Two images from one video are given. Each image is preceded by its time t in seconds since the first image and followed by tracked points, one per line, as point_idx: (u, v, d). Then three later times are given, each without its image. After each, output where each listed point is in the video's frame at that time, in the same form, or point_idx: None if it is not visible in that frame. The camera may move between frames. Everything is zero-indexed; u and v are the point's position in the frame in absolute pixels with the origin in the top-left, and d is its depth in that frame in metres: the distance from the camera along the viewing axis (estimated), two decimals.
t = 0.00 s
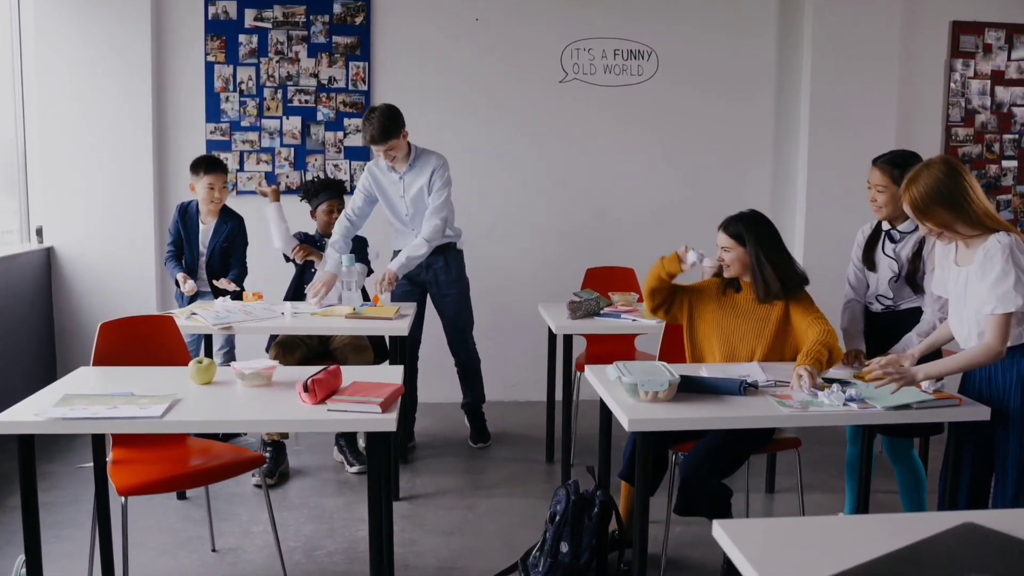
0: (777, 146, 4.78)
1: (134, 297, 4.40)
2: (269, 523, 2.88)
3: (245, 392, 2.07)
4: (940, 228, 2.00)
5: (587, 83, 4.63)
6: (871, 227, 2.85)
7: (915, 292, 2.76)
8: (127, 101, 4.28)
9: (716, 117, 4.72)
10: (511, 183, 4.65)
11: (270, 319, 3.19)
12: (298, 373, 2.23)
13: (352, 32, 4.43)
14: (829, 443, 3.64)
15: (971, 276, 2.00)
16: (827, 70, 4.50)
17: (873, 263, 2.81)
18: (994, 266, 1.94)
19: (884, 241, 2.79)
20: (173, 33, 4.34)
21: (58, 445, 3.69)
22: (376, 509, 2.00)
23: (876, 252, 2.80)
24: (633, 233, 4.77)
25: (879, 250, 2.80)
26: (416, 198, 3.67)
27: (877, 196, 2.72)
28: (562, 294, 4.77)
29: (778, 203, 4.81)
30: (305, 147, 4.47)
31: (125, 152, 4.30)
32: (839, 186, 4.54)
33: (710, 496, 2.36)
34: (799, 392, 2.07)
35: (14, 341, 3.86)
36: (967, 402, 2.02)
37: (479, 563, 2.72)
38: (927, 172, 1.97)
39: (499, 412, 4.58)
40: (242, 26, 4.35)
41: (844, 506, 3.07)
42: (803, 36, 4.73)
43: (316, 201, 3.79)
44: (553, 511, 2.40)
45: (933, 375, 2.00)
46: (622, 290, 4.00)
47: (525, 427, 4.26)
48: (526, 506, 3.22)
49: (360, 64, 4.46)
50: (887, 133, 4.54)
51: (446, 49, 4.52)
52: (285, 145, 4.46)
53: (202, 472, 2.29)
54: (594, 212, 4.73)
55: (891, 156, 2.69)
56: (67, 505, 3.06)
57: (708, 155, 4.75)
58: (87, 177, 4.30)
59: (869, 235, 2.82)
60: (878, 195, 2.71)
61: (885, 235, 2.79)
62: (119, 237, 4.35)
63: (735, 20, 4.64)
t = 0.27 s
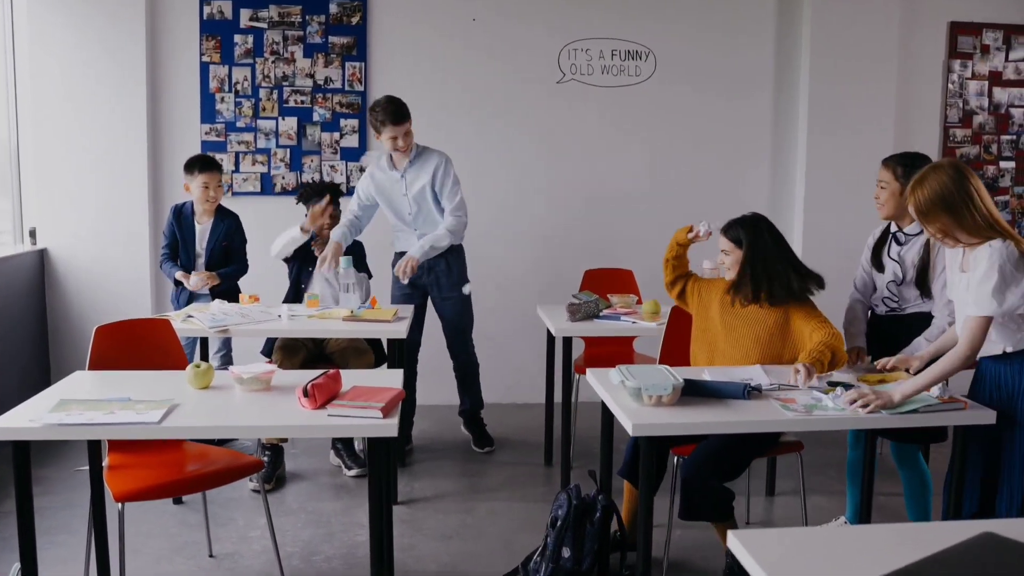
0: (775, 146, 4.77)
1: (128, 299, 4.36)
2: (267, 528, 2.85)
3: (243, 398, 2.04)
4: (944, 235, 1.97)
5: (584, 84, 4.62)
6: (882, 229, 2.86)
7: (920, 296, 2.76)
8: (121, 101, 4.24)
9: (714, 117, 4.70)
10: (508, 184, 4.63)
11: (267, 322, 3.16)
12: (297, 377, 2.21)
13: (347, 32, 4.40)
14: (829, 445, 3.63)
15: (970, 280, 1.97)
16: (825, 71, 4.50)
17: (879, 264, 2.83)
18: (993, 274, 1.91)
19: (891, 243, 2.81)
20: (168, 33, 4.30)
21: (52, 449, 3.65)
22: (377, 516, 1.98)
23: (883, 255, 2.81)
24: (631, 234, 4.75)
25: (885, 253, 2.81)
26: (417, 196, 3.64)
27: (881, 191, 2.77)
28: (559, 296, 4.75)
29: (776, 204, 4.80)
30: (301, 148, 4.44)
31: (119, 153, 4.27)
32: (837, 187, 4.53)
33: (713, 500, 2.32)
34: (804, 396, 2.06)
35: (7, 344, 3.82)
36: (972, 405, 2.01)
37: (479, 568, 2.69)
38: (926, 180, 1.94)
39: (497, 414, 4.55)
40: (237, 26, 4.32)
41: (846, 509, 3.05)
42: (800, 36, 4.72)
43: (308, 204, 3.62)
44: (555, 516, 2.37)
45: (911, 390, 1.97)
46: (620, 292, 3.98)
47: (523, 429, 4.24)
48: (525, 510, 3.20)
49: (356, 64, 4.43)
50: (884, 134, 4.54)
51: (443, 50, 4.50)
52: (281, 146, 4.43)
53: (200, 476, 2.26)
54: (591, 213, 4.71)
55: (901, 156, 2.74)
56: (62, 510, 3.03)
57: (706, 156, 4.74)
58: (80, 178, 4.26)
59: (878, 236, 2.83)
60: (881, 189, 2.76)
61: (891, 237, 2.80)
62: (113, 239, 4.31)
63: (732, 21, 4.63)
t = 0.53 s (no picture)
0: (772, 147, 4.76)
1: (122, 302, 4.32)
2: (265, 534, 2.82)
3: (243, 404, 2.01)
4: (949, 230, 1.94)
5: (581, 85, 4.60)
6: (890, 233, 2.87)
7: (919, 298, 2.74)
8: (114, 103, 4.20)
9: (711, 118, 4.69)
10: (505, 186, 4.61)
11: (264, 325, 3.13)
12: (296, 383, 2.18)
13: (343, 33, 4.37)
14: (828, 449, 3.62)
15: (975, 285, 1.95)
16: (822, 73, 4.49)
17: (881, 265, 2.84)
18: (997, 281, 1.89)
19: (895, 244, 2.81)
20: (162, 33, 4.26)
21: (46, 454, 3.61)
22: (379, 525, 1.95)
23: (886, 256, 2.82)
24: (628, 235, 4.74)
25: (887, 255, 2.82)
26: (430, 190, 3.66)
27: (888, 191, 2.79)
28: (557, 298, 4.73)
29: (773, 206, 4.80)
30: (297, 150, 4.41)
31: (112, 155, 4.23)
32: (834, 189, 4.52)
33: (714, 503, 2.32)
34: (809, 401, 2.04)
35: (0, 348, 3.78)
36: (978, 410, 2.00)
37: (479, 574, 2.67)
38: (939, 171, 1.92)
39: (494, 417, 4.53)
40: (231, 27, 4.28)
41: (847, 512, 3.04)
42: (798, 37, 4.71)
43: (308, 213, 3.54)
44: (557, 522, 2.35)
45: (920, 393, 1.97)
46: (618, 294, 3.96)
47: (521, 433, 4.21)
48: (525, 514, 3.18)
49: (352, 65, 4.40)
50: (882, 136, 4.53)
51: (439, 50, 4.47)
52: (277, 147, 4.39)
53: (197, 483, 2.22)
54: (589, 214, 4.70)
55: (911, 156, 2.75)
56: (56, 516, 2.99)
57: (703, 157, 4.72)
58: (73, 180, 4.21)
59: (883, 241, 2.84)
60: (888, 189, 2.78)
61: (896, 241, 2.81)
62: (106, 241, 4.27)
63: (730, 22, 4.62)
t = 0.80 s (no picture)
0: (769, 149, 4.75)
1: (115, 305, 4.27)
2: (262, 542, 2.79)
3: (242, 412, 1.99)
4: (961, 227, 1.95)
5: (578, 86, 4.58)
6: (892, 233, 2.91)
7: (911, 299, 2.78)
8: (107, 104, 4.16)
9: (707, 120, 4.68)
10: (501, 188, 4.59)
11: (260, 330, 3.10)
12: (296, 390, 2.15)
13: (338, 34, 4.34)
14: (827, 452, 3.61)
15: (983, 291, 1.94)
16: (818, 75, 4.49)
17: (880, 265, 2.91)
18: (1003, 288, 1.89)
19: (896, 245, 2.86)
20: (155, 34, 4.23)
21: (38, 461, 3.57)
22: (381, 534, 1.93)
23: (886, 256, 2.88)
24: (624, 238, 4.72)
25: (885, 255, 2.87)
26: (444, 186, 3.67)
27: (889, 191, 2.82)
28: (553, 300, 4.71)
29: (769, 208, 4.80)
30: (291, 152, 4.38)
31: (104, 157, 4.18)
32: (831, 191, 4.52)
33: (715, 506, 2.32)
34: (814, 407, 2.03)
35: None
36: (982, 415, 1.98)
37: None
38: (960, 168, 1.93)
39: (491, 420, 4.51)
40: (225, 28, 4.25)
41: (846, 516, 3.03)
42: (794, 39, 4.71)
43: (305, 218, 3.52)
44: (559, 528, 2.33)
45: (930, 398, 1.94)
46: (615, 297, 3.95)
47: (518, 437, 4.19)
48: (524, 520, 3.16)
49: (347, 66, 4.37)
50: (878, 138, 4.53)
51: (435, 52, 4.45)
52: (271, 149, 4.36)
53: (193, 491, 2.19)
54: (585, 217, 4.68)
55: (912, 157, 2.78)
56: (50, 524, 2.95)
57: (700, 159, 4.71)
58: (65, 183, 4.17)
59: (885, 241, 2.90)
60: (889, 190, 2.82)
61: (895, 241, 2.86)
62: (99, 244, 4.23)
63: (726, 23, 4.61)
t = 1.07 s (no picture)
0: (764, 151, 4.75)
1: (107, 308, 4.23)
2: (259, 548, 2.76)
3: (241, 419, 1.96)
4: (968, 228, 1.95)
5: (573, 88, 4.57)
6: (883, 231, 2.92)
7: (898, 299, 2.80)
8: (99, 106, 4.12)
9: (703, 121, 4.68)
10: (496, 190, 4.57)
11: (256, 334, 3.07)
12: (296, 396, 2.13)
13: (333, 35, 4.31)
14: (825, 454, 3.61)
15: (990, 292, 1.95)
16: (813, 77, 4.50)
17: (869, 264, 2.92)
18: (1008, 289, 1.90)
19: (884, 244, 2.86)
20: (147, 35, 4.19)
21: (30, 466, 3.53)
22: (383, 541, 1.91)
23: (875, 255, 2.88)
24: (620, 239, 4.71)
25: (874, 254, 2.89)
26: (467, 185, 3.69)
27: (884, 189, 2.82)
28: (549, 302, 4.70)
29: (765, 210, 4.80)
30: (286, 153, 4.35)
31: (96, 159, 4.14)
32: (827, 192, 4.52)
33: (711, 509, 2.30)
34: (818, 411, 2.01)
35: None
36: (986, 420, 1.97)
37: None
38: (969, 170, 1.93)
39: (487, 423, 4.49)
40: (219, 29, 4.21)
41: (845, 519, 3.03)
42: (789, 41, 4.71)
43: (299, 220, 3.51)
44: (559, 534, 2.31)
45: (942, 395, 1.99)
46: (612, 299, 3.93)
47: (514, 440, 4.17)
48: (523, 525, 3.14)
49: (342, 68, 4.35)
50: (873, 140, 4.54)
51: (430, 53, 4.43)
52: (265, 151, 4.33)
53: (192, 498, 2.17)
54: (581, 219, 4.67)
55: (909, 156, 2.76)
56: (44, 530, 2.92)
57: (696, 161, 4.71)
58: (57, 185, 4.13)
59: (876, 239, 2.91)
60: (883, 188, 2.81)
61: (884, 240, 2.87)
62: (91, 247, 4.19)
63: (721, 25, 4.61)
